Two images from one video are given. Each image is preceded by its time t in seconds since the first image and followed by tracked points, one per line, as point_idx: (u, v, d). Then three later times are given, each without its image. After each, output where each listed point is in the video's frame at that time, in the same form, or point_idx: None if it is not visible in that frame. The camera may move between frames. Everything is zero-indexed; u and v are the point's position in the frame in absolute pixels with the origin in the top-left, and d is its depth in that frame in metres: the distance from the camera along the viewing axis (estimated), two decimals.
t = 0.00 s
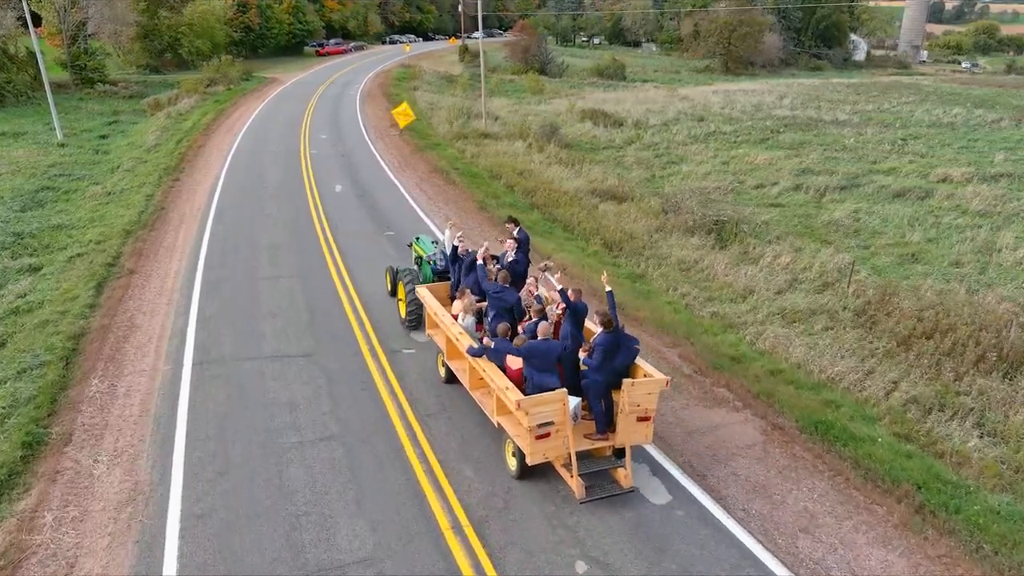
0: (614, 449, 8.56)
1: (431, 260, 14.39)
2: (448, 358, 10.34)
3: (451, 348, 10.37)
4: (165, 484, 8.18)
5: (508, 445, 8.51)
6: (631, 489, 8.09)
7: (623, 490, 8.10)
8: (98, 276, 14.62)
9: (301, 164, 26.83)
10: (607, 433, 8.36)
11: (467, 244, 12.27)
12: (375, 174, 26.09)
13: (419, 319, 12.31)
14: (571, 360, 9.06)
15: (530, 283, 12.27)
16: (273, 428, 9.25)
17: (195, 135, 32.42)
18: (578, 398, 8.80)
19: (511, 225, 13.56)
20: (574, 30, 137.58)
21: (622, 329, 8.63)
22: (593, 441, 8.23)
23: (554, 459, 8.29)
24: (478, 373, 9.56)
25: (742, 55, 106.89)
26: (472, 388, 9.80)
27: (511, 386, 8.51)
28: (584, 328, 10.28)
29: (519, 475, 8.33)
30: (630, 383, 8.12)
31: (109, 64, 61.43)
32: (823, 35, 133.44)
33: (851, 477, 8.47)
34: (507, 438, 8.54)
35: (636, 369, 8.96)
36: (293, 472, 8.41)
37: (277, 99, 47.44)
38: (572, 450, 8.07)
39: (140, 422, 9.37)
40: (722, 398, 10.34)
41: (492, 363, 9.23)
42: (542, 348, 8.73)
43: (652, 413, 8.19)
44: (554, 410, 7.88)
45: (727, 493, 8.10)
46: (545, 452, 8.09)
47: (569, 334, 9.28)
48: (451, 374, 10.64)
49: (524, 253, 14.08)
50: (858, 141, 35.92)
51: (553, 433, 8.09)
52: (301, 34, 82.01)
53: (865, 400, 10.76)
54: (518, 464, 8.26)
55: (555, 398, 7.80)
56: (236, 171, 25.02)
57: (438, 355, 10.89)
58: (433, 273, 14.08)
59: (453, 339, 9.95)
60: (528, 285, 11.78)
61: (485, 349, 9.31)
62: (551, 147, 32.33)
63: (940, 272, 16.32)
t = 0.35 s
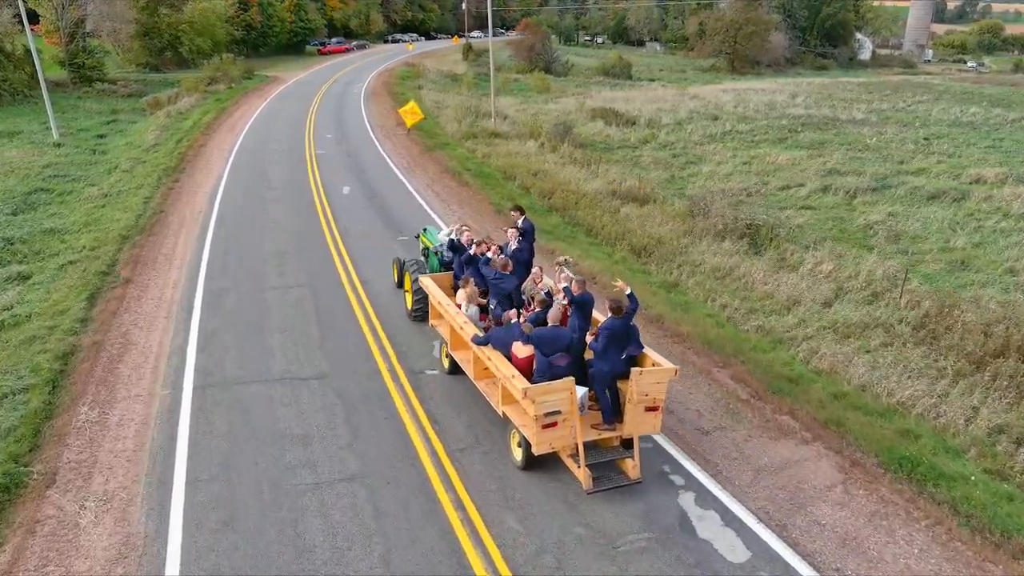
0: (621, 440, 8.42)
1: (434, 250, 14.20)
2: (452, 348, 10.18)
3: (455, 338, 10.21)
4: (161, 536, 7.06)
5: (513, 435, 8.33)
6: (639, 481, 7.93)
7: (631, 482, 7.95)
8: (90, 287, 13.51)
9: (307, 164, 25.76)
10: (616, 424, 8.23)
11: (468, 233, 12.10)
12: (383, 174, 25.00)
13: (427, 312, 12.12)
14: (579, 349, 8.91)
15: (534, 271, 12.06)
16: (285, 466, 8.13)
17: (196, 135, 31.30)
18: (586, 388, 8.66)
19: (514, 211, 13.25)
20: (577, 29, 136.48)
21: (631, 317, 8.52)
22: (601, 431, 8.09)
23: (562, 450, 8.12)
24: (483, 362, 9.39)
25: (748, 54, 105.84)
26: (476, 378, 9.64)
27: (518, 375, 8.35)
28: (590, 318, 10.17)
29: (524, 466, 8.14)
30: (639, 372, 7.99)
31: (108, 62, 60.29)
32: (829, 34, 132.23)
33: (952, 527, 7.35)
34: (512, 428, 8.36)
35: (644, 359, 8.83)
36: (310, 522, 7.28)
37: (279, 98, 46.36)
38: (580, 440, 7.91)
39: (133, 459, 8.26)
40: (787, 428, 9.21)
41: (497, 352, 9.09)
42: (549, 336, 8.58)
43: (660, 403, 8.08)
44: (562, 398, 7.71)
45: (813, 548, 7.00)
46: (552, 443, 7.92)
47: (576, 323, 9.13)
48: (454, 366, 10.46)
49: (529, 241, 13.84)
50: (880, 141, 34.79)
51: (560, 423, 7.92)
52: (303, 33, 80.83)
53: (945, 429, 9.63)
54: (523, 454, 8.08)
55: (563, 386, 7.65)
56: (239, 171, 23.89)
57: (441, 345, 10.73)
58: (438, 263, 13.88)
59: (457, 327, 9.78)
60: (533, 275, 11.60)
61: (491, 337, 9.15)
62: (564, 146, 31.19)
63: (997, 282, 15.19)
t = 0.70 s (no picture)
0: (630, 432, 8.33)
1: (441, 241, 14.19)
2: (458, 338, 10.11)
3: (461, 329, 10.12)
4: None
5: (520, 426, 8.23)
6: (648, 472, 7.84)
7: (640, 473, 7.85)
8: (83, 299, 12.48)
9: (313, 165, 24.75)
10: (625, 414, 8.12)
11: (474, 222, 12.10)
12: (392, 175, 23.96)
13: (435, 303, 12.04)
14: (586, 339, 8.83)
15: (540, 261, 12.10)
16: (301, 512, 7.10)
17: (197, 134, 30.27)
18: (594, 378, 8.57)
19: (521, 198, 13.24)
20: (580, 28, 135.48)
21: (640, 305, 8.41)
22: (610, 422, 7.96)
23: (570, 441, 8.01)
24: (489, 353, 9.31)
25: (753, 53, 104.90)
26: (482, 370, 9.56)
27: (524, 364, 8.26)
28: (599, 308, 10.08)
29: (532, 457, 8.04)
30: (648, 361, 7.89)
31: (107, 60, 59.19)
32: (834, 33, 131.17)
33: None
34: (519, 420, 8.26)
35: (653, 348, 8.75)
36: None
37: (281, 97, 45.33)
38: (588, 431, 7.79)
39: (127, 503, 7.24)
40: (864, 462, 8.18)
41: (504, 341, 9.03)
42: (555, 324, 8.49)
43: (670, 393, 7.98)
44: (569, 388, 7.61)
45: None
46: (560, 433, 7.80)
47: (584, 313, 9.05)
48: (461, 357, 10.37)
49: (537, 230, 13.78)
50: (902, 140, 33.76)
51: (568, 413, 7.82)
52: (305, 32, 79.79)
53: None
54: (531, 446, 7.97)
55: (570, 375, 7.55)
56: (242, 172, 22.85)
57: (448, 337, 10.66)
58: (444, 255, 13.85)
59: (463, 318, 9.70)
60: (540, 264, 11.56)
61: (498, 328, 9.09)
62: (577, 146, 30.15)
63: None
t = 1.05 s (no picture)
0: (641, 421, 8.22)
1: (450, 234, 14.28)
2: (466, 329, 10.03)
3: (469, 319, 10.02)
4: None
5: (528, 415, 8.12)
6: (659, 462, 7.70)
7: (651, 463, 7.71)
8: (73, 312, 11.36)
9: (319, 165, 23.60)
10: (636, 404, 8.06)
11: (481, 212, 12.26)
12: (402, 176, 22.81)
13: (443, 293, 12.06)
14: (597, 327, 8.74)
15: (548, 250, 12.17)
16: None
17: (198, 133, 29.16)
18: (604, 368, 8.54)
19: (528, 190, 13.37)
20: (582, 28, 134.61)
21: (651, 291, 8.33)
22: (620, 411, 7.90)
23: (579, 431, 7.88)
24: (498, 341, 9.23)
25: (760, 52, 104.00)
26: (491, 359, 9.47)
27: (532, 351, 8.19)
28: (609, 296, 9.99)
29: (540, 447, 7.91)
30: (660, 349, 7.80)
31: (106, 58, 58.01)
32: (839, 33, 130.15)
33: None
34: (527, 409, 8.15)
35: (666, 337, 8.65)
36: None
37: (284, 95, 44.19)
38: (597, 420, 7.67)
39: (115, 569, 6.13)
40: (976, 511, 7.04)
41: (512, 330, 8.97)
42: (564, 310, 8.41)
43: (682, 382, 7.88)
44: (578, 375, 7.50)
45: None
46: (569, 422, 7.67)
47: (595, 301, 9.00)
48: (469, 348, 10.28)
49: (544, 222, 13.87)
50: (929, 139, 32.67)
51: (577, 402, 7.69)
52: (307, 30, 78.62)
53: None
54: (539, 434, 7.85)
55: (580, 362, 7.43)
56: (245, 173, 21.70)
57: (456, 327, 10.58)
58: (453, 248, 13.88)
59: (471, 306, 9.61)
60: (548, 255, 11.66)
61: (506, 315, 9.01)
62: (593, 145, 29.04)
63: None
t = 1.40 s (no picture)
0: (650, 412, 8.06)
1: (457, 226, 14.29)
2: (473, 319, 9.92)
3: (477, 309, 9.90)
4: None
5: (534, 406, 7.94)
6: (669, 455, 7.49)
7: (661, 455, 7.50)
8: (61, 329, 10.33)
9: (325, 167, 22.56)
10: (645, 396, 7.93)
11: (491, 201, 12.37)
12: (412, 178, 21.75)
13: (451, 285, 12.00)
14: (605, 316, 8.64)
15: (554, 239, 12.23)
16: None
17: (198, 133, 28.15)
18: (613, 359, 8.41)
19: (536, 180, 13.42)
20: (585, 27, 133.60)
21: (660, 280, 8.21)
22: (629, 403, 7.76)
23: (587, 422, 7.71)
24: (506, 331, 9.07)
25: (765, 51, 103.03)
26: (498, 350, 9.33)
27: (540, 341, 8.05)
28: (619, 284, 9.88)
29: (547, 439, 7.71)
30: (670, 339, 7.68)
31: (104, 57, 56.95)
32: (845, 32, 129.07)
33: None
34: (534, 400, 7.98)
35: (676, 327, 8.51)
36: None
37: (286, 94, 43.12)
38: (606, 410, 7.48)
39: None
40: None
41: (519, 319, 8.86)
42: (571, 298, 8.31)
43: (692, 372, 7.75)
44: (587, 364, 7.32)
45: None
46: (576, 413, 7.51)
47: (604, 290, 8.88)
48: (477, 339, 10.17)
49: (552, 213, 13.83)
50: (954, 138, 31.64)
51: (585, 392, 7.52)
52: (309, 27, 77.48)
53: None
54: (546, 425, 7.65)
55: (587, 350, 7.27)
56: (248, 175, 20.64)
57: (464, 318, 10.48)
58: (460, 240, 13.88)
59: (479, 296, 9.46)
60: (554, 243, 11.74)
61: (513, 305, 8.86)
62: (608, 145, 27.99)
63: None
